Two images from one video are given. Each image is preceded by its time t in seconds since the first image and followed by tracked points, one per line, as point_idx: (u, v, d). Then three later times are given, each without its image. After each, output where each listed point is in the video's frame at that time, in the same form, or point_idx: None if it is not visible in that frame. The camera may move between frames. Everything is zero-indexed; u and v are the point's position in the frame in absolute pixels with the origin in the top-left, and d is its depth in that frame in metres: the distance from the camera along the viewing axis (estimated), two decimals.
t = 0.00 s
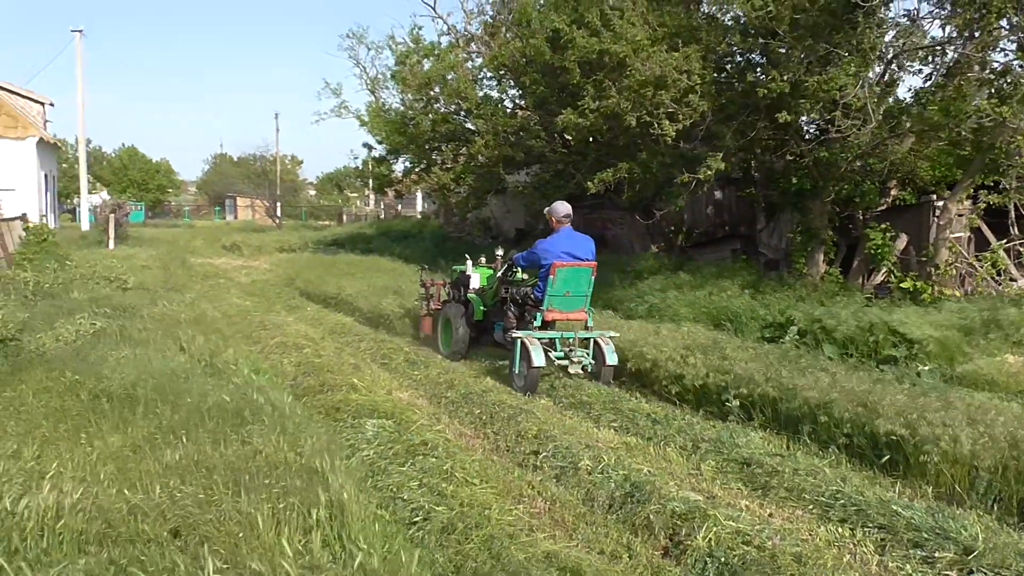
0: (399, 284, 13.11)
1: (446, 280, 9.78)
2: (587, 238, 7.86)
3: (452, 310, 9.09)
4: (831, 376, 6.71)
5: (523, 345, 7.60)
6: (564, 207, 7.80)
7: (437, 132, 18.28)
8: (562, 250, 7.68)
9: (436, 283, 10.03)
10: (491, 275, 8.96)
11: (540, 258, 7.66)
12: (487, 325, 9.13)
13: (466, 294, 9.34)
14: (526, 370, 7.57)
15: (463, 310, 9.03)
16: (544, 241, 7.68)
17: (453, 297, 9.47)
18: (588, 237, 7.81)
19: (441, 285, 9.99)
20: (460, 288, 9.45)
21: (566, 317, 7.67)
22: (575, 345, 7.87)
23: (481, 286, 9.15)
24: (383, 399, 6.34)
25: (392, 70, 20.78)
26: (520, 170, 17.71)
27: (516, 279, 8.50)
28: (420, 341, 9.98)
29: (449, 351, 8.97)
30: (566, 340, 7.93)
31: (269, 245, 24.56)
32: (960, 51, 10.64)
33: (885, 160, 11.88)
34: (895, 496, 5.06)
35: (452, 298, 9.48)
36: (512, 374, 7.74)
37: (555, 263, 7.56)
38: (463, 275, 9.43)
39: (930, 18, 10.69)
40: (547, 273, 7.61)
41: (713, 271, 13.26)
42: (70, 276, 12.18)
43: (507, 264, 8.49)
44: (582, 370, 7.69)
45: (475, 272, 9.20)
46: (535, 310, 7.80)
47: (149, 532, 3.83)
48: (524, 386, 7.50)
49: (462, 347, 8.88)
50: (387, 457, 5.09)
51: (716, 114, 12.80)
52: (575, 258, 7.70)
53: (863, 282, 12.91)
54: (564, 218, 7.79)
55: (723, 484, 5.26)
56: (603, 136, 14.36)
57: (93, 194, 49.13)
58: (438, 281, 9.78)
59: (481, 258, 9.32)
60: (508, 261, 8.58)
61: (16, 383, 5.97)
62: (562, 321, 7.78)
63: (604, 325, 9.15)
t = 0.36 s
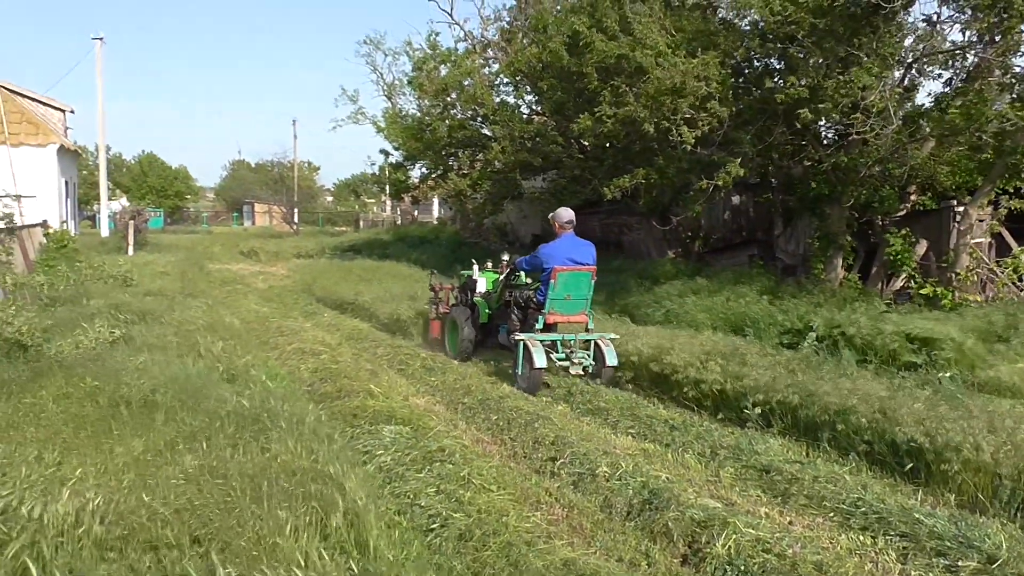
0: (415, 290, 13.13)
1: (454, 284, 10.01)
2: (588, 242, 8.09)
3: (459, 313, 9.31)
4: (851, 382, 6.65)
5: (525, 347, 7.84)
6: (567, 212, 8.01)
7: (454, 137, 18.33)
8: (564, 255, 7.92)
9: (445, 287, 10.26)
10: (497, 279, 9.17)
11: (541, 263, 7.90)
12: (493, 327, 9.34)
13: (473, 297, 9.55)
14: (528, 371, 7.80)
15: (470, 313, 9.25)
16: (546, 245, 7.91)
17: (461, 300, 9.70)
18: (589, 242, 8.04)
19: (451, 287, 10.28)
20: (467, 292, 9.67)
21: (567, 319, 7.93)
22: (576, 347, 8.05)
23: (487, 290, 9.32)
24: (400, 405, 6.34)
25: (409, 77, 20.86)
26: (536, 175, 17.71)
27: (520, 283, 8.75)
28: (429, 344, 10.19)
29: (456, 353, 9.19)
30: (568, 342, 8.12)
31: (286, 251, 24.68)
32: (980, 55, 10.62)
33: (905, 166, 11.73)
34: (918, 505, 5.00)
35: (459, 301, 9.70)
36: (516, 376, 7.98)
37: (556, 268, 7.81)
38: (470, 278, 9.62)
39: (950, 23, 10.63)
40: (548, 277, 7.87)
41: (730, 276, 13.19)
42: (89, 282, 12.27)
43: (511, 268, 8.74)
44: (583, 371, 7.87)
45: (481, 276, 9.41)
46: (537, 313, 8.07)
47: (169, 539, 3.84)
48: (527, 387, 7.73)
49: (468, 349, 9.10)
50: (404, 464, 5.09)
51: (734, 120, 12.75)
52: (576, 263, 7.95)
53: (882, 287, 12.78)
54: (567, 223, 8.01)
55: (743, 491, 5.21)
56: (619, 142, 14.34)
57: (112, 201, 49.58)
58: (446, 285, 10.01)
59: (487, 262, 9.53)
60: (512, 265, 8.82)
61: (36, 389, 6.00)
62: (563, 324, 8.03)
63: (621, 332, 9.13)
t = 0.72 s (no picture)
0: (423, 297, 13.13)
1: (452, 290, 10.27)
2: (581, 248, 8.30)
3: (457, 317, 9.54)
4: (861, 389, 6.62)
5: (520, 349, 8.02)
6: (559, 219, 8.25)
7: (461, 144, 18.38)
8: (557, 260, 8.13)
9: (445, 293, 10.49)
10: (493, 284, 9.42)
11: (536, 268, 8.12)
12: (490, 331, 9.56)
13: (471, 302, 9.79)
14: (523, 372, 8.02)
15: (467, 318, 9.47)
16: (539, 251, 8.13)
17: (459, 305, 9.94)
18: (582, 247, 8.25)
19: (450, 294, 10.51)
20: (465, 298, 9.91)
21: (560, 323, 8.10)
22: (569, 349, 8.23)
23: (485, 295, 9.55)
24: (406, 412, 6.34)
25: (417, 84, 20.93)
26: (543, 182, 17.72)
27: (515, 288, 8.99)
28: (430, 348, 10.40)
29: (455, 356, 9.41)
30: (561, 344, 8.27)
31: (294, 258, 24.74)
32: (989, 61, 10.61)
33: (912, 172, 11.65)
34: (930, 513, 4.96)
35: (458, 306, 9.94)
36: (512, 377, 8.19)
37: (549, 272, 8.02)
38: (469, 285, 9.87)
39: (959, 28, 10.59)
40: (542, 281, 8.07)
41: (738, 282, 13.15)
42: (98, 289, 12.31)
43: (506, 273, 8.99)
44: (575, 373, 8.06)
45: (479, 282, 9.66)
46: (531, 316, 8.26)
47: (175, 549, 3.82)
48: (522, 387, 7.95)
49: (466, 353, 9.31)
50: (411, 472, 5.08)
51: (742, 126, 12.73)
52: (570, 267, 8.15)
53: (891, 293, 12.72)
54: (560, 230, 8.24)
55: (752, 500, 5.17)
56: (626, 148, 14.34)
57: (121, 207, 49.81)
58: (446, 291, 10.26)
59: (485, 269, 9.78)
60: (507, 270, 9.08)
61: (44, 397, 6.01)
62: (557, 328, 8.19)
63: (628, 339, 9.12)
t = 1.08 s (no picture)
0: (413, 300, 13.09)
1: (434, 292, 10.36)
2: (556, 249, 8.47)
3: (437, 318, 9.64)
4: (850, 395, 6.63)
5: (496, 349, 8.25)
6: (534, 222, 8.39)
7: (452, 147, 18.37)
8: (532, 262, 8.30)
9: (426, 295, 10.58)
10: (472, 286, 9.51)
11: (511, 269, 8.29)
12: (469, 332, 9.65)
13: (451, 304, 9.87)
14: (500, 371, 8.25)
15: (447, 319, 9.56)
16: (515, 253, 8.30)
17: (439, 307, 10.02)
18: (556, 249, 8.41)
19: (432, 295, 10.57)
20: (446, 299, 9.98)
21: (536, 323, 8.31)
22: (544, 349, 8.47)
23: (464, 297, 9.61)
24: (395, 415, 6.31)
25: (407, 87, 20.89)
26: (534, 186, 17.72)
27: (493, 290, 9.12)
28: (413, 349, 10.50)
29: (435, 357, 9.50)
30: (536, 344, 8.51)
31: (284, 260, 24.63)
32: (979, 68, 10.65)
33: (902, 179, 11.58)
34: (919, 520, 4.95)
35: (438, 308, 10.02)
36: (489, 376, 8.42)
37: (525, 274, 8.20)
38: (449, 287, 9.92)
39: (949, 36, 10.66)
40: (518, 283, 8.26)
41: (727, 287, 13.16)
42: (85, 291, 12.21)
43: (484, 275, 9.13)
44: (550, 371, 8.28)
45: (459, 285, 9.74)
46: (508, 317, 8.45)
47: (160, 553, 3.77)
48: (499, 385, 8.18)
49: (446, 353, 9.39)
50: (399, 476, 5.05)
51: (732, 131, 12.77)
52: (545, 269, 8.33)
53: (880, 299, 12.74)
54: (534, 232, 8.40)
55: (742, 506, 5.15)
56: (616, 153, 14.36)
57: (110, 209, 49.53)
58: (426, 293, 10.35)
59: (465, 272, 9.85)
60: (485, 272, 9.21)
61: (28, 399, 5.94)
62: (533, 328, 8.40)
63: (619, 344, 9.10)
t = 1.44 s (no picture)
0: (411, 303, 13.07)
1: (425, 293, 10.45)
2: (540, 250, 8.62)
3: (427, 319, 9.75)
4: (849, 396, 6.62)
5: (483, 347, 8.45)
6: (519, 224, 8.54)
7: (449, 150, 18.40)
8: (518, 262, 8.46)
9: (418, 296, 10.65)
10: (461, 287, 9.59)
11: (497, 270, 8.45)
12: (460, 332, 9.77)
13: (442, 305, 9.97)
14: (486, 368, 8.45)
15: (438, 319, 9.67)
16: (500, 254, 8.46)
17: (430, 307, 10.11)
18: (541, 250, 8.57)
19: (423, 296, 10.64)
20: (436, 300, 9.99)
21: (522, 322, 8.46)
22: (531, 346, 8.66)
23: (454, 298, 9.51)
24: (394, 418, 6.30)
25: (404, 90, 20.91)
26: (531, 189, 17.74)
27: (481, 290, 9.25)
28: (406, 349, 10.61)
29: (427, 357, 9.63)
30: (523, 342, 8.71)
31: (282, 264, 24.61)
32: (975, 68, 10.63)
33: (899, 180, 11.67)
34: (919, 521, 4.94)
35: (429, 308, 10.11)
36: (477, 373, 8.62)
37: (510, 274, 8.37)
38: (439, 288, 9.82)
39: (945, 36, 10.66)
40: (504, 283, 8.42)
41: (725, 288, 13.17)
42: (83, 297, 12.20)
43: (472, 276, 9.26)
44: (536, 369, 8.46)
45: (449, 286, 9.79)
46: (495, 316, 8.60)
47: (161, 557, 3.75)
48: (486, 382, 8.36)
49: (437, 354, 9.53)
50: (399, 480, 5.03)
51: (729, 132, 12.78)
52: (530, 269, 8.49)
53: (878, 300, 12.73)
54: (520, 234, 8.55)
55: (743, 508, 5.14)
56: (613, 155, 14.38)
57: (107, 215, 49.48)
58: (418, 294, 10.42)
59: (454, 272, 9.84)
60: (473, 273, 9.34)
61: (25, 405, 5.93)
62: (520, 327, 8.55)
63: (618, 346, 9.10)
